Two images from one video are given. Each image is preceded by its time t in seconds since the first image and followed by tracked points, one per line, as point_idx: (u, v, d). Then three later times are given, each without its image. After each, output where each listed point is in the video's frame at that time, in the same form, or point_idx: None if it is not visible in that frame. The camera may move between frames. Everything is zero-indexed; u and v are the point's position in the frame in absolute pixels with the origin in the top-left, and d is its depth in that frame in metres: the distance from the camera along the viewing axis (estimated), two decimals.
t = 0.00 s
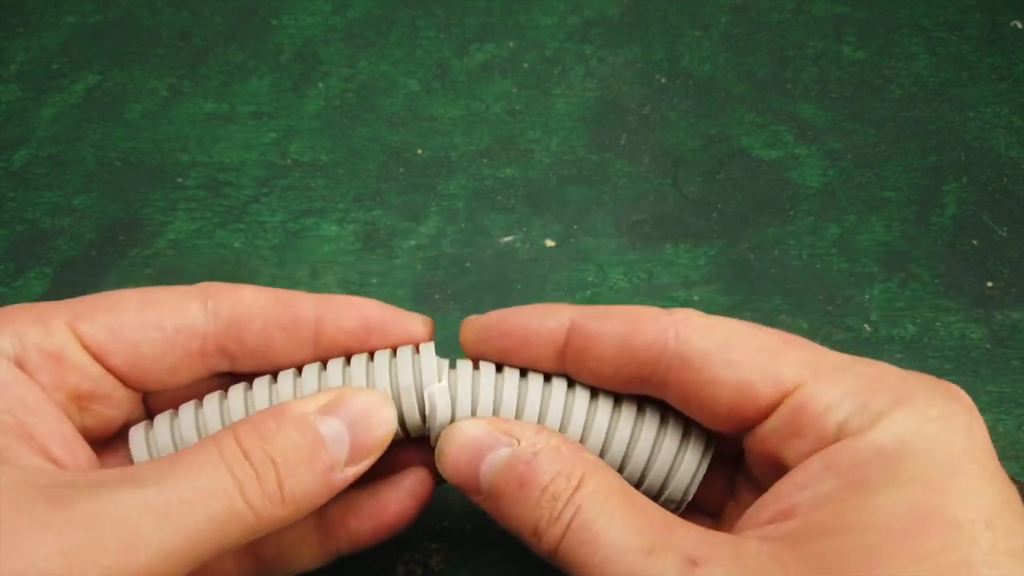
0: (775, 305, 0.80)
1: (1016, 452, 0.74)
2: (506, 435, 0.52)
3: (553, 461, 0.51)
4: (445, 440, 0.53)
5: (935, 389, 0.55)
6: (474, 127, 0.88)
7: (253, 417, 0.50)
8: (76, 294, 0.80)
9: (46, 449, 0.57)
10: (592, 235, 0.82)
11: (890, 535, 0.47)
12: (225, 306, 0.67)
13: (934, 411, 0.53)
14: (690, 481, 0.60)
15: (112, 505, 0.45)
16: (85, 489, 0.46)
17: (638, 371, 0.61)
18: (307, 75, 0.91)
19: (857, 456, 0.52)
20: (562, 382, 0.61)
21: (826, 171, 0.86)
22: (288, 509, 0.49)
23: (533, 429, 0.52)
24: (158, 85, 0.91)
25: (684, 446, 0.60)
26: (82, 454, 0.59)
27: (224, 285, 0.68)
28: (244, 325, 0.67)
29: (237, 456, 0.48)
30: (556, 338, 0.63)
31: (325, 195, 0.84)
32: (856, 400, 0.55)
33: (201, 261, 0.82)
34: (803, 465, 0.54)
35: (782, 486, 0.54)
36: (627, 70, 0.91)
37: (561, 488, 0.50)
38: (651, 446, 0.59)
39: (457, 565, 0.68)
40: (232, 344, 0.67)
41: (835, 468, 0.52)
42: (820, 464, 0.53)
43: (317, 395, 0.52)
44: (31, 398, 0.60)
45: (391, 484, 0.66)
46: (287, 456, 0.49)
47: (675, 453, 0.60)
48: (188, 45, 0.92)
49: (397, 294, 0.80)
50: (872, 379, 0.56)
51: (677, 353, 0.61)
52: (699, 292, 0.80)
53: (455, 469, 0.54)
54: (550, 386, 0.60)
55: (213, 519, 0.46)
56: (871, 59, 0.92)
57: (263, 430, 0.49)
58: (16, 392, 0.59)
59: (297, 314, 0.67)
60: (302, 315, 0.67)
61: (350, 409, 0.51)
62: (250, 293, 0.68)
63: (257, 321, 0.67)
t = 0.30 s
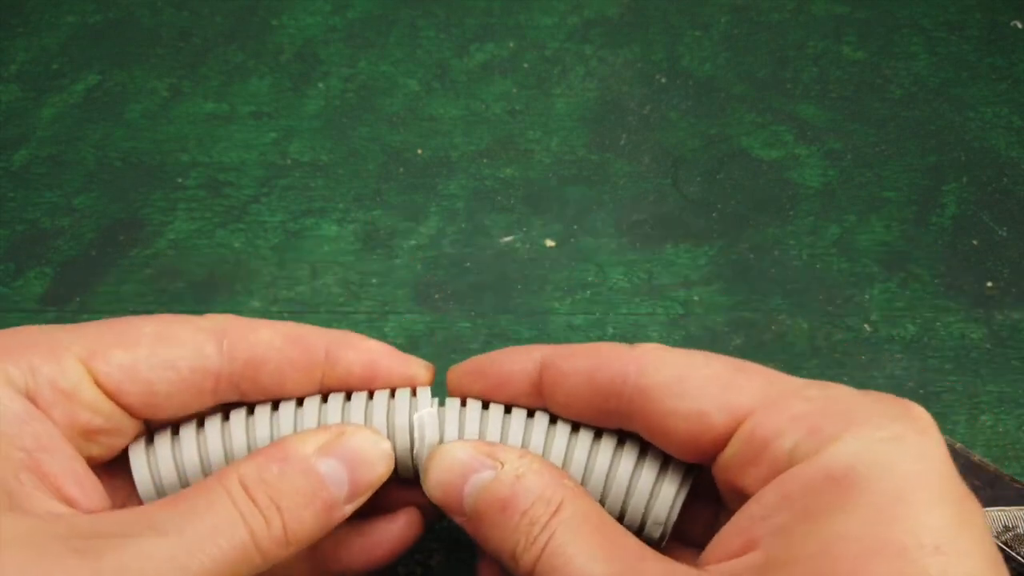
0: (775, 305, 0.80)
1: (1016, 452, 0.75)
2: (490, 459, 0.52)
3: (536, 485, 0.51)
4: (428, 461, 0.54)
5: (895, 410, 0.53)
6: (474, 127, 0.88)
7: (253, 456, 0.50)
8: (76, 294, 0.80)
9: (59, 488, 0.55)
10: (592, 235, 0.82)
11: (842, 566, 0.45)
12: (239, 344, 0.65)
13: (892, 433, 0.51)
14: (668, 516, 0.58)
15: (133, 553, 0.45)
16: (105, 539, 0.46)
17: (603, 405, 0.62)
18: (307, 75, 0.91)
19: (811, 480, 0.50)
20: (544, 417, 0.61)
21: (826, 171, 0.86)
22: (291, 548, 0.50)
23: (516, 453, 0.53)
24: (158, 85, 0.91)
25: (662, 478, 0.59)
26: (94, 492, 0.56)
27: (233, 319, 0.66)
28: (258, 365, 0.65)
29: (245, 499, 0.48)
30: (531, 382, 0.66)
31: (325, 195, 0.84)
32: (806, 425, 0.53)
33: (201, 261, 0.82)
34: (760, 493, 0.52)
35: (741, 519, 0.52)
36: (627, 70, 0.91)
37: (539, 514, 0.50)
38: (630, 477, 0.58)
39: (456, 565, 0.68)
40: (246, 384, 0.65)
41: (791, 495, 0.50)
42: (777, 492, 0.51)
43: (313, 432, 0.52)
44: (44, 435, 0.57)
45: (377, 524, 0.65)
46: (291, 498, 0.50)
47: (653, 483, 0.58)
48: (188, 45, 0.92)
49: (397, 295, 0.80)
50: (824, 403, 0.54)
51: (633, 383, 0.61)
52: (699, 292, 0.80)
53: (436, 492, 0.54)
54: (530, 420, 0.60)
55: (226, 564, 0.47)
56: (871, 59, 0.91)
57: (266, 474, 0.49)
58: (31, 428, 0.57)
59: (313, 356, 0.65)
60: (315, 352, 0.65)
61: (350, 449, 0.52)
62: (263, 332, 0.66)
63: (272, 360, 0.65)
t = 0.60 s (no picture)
0: (775, 304, 0.80)
1: (1015, 452, 0.75)
2: (470, 473, 0.55)
3: (513, 500, 0.54)
4: (411, 474, 0.56)
5: (830, 425, 0.58)
6: (474, 127, 0.88)
7: (240, 496, 0.54)
8: (76, 294, 0.80)
9: (60, 533, 0.58)
10: (592, 235, 0.82)
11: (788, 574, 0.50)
12: (238, 385, 0.64)
13: (833, 448, 0.55)
14: (636, 537, 0.59)
15: None
16: None
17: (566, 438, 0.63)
18: (307, 75, 0.91)
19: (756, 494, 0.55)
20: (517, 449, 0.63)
21: (826, 171, 0.86)
22: None
23: (495, 468, 0.56)
24: (158, 85, 0.91)
25: (629, 500, 0.60)
26: (93, 532, 0.60)
27: (230, 360, 0.66)
28: (257, 407, 0.64)
29: (233, 542, 0.52)
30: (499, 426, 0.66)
31: (325, 195, 0.84)
32: (745, 445, 0.57)
33: (201, 261, 0.82)
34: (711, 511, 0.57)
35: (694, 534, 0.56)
36: (627, 70, 0.91)
37: (516, 527, 0.53)
38: (597, 501, 0.60)
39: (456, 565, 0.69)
40: (247, 427, 0.64)
41: (740, 512, 0.55)
42: (725, 508, 0.56)
43: (301, 473, 0.56)
44: (47, 480, 0.60)
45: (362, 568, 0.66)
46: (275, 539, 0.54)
47: (620, 505, 0.60)
48: (188, 45, 0.92)
49: (397, 295, 0.80)
50: (764, 422, 0.58)
51: (591, 417, 0.62)
52: (699, 292, 0.80)
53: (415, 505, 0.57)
54: (505, 451, 0.63)
55: None
56: (871, 59, 0.91)
57: (254, 517, 0.53)
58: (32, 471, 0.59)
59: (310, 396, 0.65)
60: (313, 393, 0.65)
61: (334, 492, 0.55)
62: (261, 374, 0.65)
63: (269, 401, 0.64)
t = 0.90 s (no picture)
0: (775, 304, 0.80)
1: (1016, 452, 0.75)
2: (449, 479, 0.51)
3: (491, 512, 0.50)
4: (388, 475, 0.52)
5: (758, 430, 0.51)
6: (474, 127, 0.88)
7: (265, 511, 0.51)
8: (77, 295, 0.80)
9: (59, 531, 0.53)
10: (592, 235, 0.82)
11: None
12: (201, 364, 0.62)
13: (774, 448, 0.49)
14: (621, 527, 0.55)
15: None
16: None
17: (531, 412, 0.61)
18: (307, 75, 0.91)
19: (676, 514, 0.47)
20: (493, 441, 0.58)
21: (827, 171, 0.86)
22: None
23: (474, 475, 0.51)
24: (158, 85, 0.91)
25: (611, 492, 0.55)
26: (92, 536, 0.54)
27: (194, 346, 0.63)
28: (218, 387, 0.63)
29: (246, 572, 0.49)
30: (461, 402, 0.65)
31: (325, 195, 0.84)
32: (668, 448, 0.51)
33: (201, 261, 0.82)
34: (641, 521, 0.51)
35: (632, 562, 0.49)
36: (627, 70, 0.91)
37: (489, 540, 0.49)
38: (577, 499, 0.55)
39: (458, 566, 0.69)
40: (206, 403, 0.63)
41: (667, 539, 0.47)
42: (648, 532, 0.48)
43: (322, 499, 0.52)
44: (36, 483, 0.54)
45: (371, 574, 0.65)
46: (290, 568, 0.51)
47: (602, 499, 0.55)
48: (188, 45, 0.92)
49: (397, 295, 0.80)
50: (699, 420, 0.52)
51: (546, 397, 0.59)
52: (699, 292, 0.80)
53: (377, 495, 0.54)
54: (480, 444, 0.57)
55: None
56: (871, 59, 0.91)
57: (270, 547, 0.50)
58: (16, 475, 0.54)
59: (271, 383, 0.63)
60: (274, 380, 0.63)
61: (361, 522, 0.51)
62: (227, 357, 0.63)
63: (232, 391, 0.63)
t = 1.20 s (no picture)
0: (775, 305, 0.80)
1: (1016, 452, 0.75)
2: (437, 482, 0.51)
3: (478, 516, 0.50)
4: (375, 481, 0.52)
5: (736, 435, 0.51)
6: (474, 127, 0.88)
7: (246, 523, 0.50)
8: (77, 295, 0.80)
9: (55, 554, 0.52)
10: (592, 235, 0.83)
11: None
12: (211, 395, 0.62)
13: (754, 456, 0.49)
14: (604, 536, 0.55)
15: None
16: None
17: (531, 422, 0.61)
18: (307, 75, 0.91)
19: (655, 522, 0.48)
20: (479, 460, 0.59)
21: (827, 171, 0.86)
22: None
23: (464, 478, 0.52)
24: (158, 85, 0.91)
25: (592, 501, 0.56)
26: (95, 559, 0.54)
27: (203, 367, 0.63)
28: (230, 417, 0.62)
29: None
30: (463, 414, 0.64)
31: (325, 195, 0.84)
32: (646, 456, 0.51)
33: (201, 261, 0.82)
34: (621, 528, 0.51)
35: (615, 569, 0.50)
36: (627, 70, 0.91)
37: (476, 545, 0.50)
38: (558, 505, 0.55)
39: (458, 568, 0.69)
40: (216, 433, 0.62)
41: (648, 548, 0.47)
42: (629, 539, 0.49)
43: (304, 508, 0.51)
44: (38, 507, 0.54)
45: None
46: None
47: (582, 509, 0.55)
48: (188, 45, 0.92)
49: (397, 294, 0.80)
50: (678, 428, 0.51)
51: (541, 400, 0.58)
52: (699, 292, 0.80)
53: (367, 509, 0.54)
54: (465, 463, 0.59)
55: None
56: (871, 59, 0.91)
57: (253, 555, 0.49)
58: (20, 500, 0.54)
59: (282, 408, 0.64)
60: (280, 402, 0.64)
61: (343, 527, 0.51)
62: (232, 383, 0.63)
63: (241, 410, 0.63)
